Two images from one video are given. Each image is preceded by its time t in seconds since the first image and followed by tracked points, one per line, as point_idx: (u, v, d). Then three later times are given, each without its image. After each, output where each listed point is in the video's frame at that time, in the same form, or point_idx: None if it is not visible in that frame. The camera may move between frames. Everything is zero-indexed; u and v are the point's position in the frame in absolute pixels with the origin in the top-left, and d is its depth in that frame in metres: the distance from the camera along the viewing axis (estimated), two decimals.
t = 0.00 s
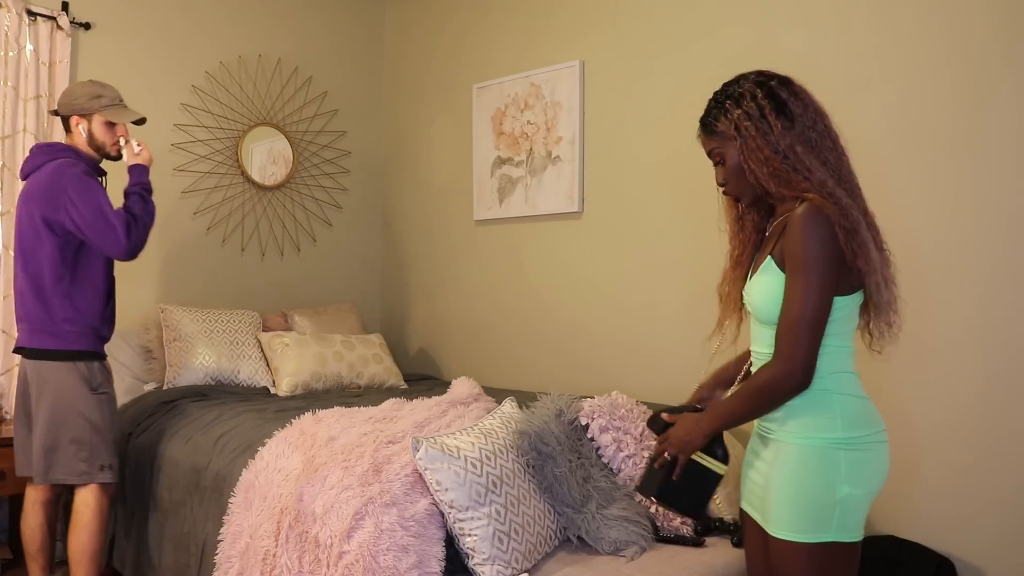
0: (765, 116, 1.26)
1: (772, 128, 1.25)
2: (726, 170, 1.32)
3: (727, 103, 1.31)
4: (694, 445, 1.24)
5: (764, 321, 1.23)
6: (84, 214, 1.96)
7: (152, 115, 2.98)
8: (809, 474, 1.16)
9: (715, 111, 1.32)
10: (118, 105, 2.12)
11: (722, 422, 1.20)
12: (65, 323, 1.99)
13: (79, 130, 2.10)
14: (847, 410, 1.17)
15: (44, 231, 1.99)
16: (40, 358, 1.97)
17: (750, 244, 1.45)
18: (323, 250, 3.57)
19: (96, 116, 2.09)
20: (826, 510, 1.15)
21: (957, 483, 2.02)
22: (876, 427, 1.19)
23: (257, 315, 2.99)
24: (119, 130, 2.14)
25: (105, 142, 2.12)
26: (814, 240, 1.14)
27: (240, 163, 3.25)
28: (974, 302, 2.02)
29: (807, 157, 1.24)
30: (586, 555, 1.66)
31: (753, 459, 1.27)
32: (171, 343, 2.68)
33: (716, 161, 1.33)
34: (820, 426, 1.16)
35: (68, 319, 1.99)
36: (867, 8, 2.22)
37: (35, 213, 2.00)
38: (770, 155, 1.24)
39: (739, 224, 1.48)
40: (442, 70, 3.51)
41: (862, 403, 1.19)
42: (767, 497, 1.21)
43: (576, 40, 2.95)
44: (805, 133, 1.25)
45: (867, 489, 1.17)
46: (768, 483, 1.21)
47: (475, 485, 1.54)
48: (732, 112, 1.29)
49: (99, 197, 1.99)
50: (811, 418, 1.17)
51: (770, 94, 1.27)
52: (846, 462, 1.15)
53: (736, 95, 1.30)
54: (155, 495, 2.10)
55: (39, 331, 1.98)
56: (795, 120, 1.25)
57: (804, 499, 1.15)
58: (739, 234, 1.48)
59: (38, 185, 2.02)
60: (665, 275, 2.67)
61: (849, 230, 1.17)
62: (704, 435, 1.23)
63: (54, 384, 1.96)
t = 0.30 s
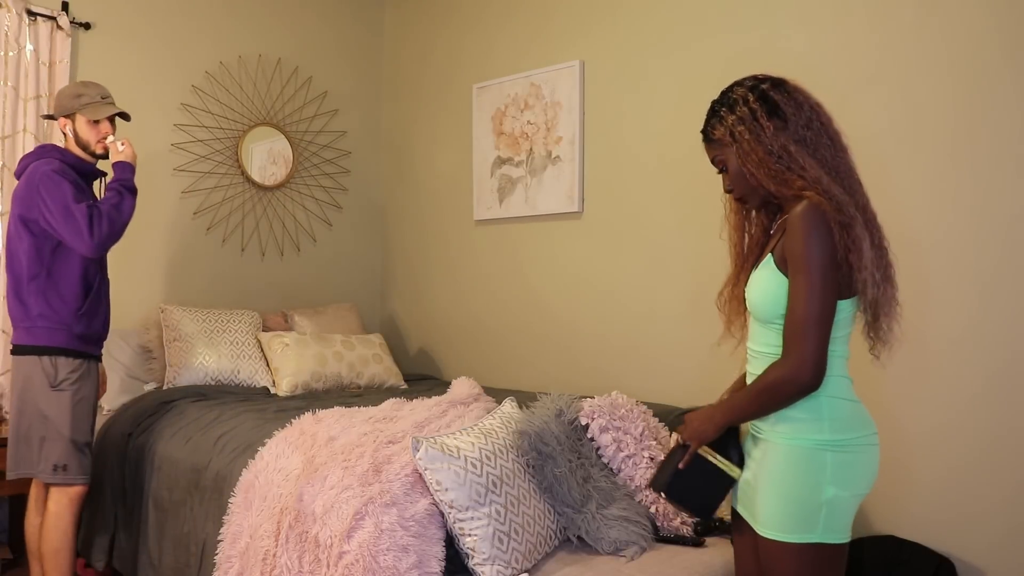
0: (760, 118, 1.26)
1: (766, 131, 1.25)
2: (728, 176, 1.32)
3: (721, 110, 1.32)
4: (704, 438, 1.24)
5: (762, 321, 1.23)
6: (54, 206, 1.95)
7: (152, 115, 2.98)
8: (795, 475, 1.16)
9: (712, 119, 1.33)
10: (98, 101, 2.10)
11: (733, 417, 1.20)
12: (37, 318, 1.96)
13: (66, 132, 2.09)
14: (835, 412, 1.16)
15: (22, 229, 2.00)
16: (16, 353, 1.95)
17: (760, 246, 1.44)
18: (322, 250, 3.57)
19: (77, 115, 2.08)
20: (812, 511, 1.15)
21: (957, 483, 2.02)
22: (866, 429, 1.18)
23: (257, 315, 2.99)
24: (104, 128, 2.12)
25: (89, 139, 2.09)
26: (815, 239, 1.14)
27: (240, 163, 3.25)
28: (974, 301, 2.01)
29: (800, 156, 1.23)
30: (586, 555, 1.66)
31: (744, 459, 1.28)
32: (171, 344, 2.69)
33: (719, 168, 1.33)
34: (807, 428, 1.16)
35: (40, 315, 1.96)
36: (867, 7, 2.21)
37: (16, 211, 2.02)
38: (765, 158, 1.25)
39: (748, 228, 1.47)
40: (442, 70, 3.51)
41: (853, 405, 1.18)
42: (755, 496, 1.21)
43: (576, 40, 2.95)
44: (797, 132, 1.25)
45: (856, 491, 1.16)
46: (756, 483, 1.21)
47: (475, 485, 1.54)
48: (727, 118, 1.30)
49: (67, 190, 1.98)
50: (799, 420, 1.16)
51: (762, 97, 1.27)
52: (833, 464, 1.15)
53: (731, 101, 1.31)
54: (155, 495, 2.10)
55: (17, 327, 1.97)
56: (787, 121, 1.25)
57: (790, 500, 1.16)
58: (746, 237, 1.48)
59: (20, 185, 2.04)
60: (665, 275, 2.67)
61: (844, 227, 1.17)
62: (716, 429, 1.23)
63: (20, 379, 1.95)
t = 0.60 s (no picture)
0: (757, 118, 1.26)
1: (763, 131, 1.25)
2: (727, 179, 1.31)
3: (720, 113, 1.32)
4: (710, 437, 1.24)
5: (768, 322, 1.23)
6: (41, 207, 1.93)
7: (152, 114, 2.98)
8: (800, 476, 1.16)
9: (712, 122, 1.34)
10: (92, 98, 2.06)
11: (735, 414, 1.21)
12: (30, 321, 1.95)
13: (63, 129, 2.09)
14: (840, 413, 1.16)
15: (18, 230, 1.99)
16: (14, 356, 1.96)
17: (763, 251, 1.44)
18: (323, 250, 3.57)
19: (70, 112, 2.05)
20: (817, 513, 1.15)
21: (957, 483, 2.02)
22: (873, 431, 1.18)
23: (257, 315, 2.99)
24: (98, 124, 2.07)
25: (84, 135, 2.07)
26: (817, 238, 1.14)
27: (240, 163, 3.25)
28: (974, 301, 2.02)
29: (797, 156, 1.23)
30: (586, 555, 1.66)
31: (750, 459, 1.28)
32: (171, 344, 2.69)
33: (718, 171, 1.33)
34: (812, 429, 1.16)
35: (35, 316, 1.95)
36: (867, 7, 2.21)
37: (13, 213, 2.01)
38: (762, 157, 1.24)
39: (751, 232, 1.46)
40: (442, 69, 3.51)
41: (859, 407, 1.18)
42: (761, 498, 1.21)
43: (576, 40, 2.95)
44: (792, 132, 1.25)
45: (862, 493, 1.16)
46: (761, 484, 1.22)
47: (475, 485, 1.54)
48: (727, 118, 1.30)
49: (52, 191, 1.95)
50: (804, 421, 1.16)
51: (759, 99, 1.27)
52: (838, 466, 1.15)
53: (729, 103, 1.31)
54: (155, 495, 2.10)
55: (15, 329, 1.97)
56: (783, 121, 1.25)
57: (795, 502, 1.16)
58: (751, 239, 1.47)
59: (16, 186, 2.03)
60: (665, 275, 2.67)
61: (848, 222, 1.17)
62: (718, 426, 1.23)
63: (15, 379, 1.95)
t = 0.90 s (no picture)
0: (793, 107, 1.26)
1: (795, 115, 1.25)
2: (735, 147, 1.32)
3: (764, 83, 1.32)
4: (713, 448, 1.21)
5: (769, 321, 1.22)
6: (33, 213, 1.90)
7: (153, 115, 2.98)
8: (796, 478, 1.16)
9: (749, 87, 1.34)
10: (89, 92, 2.07)
11: (733, 421, 1.18)
12: (31, 330, 1.93)
13: (58, 126, 2.07)
14: (839, 415, 1.16)
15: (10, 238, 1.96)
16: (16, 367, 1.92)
17: (756, 239, 1.47)
18: (323, 250, 3.57)
19: (66, 107, 2.05)
20: (813, 515, 1.15)
21: (957, 483, 2.02)
22: (871, 433, 1.18)
23: (257, 315, 2.99)
24: (96, 119, 2.08)
25: (81, 131, 2.07)
26: (822, 233, 1.14)
27: (240, 163, 3.25)
28: (974, 301, 2.02)
29: (821, 156, 1.24)
30: (586, 555, 1.66)
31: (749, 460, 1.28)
32: (171, 344, 2.69)
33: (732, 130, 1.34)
34: (810, 431, 1.16)
35: (35, 325, 1.93)
36: (867, 7, 2.22)
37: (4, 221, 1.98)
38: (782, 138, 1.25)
39: (750, 219, 1.49)
40: (442, 69, 3.51)
41: (858, 409, 1.18)
42: (759, 499, 1.21)
43: (576, 40, 2.95)
44: (827, 132, 1.25)
45: (859, 496, 1.16)
46: (760, 485, 1.22)
47: (475, 485, 1.54)
48: (763, 90, 1.30)
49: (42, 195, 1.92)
50: (803, 422, 1.16)
51: (805, 87, 1.28)
52: (836, 468, 1.15)
53: (774, 77, 1.31)
54: (155, 495, 2.10)
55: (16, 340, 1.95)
56: (820, 121, 1.26)
57: (792, 503, 1.16)
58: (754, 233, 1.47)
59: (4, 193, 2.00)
60: (665, 275, 2.67)
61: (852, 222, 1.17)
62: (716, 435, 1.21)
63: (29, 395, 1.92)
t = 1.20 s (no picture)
0: (824, 112, 1.25)
1: (824, 119, 1.25)
2: (750, 135, 1.32)
3: (798, 77, 1.30)
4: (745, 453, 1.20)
5: (776, 319, 1.21)
6: None
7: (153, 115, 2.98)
8: (806, 481, 1.15)
9: (779, 78, 1.32)
10: (84, 67, 1.90)
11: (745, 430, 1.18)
12: (5, 329, 1.80)
13: (52, 105, 1.91)
14: (847, 416, 1.15)
15: None
16: None
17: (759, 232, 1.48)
18: (323, 250, 3.57)
19: (60, 84, 1.88)
20: (823, 517, 1.14)
21: (956, 482, 2.02)
22: (879, 434, 1.17)
23: (257, 315, 2.99)
24: (92, 97, 1.91)
25: (75, 110, 1.90)
26: (838, 232, 1.13)
27: (240, 163, 3.25)
28: (973, 301, 2.02)
29: (844, 164, 1.24)
30: (586, 555, 1.66)
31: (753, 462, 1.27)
32: (171, 344, 2.69)
33: (751, 117, 1.34)
34: (818, 432, 1.15)
35: (8, 323, 1.80)
36: (866, 8, 2.22)
37: None
38: (805, 139, 1.24)
39: (759, 212, 1.49)
40: (442, 69, 3.51)
41: (866, 410, 1.17)
42: (766, 502, 1.20)
43: (576, 40, 2.95)
44: (851, 143, 1.25)
45: (867, 497, 1.15)
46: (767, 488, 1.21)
47: (475, 485, 1.54)
48: (794, 86, 1.29)
49: (0, 181, 1.79)
50: (811, 424, 1.16)
51: (839, 93, 1.27)
52: (845, 469, 1.14)
53: (810, 75, 1.29)
54: (155, 495, 2.09)
55: None
56: (850, 132, 1.26)
57: (802, 506, 1.15)
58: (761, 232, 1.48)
59: None
60: (665, 275, 2.67)
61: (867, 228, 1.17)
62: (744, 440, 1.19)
63: None
